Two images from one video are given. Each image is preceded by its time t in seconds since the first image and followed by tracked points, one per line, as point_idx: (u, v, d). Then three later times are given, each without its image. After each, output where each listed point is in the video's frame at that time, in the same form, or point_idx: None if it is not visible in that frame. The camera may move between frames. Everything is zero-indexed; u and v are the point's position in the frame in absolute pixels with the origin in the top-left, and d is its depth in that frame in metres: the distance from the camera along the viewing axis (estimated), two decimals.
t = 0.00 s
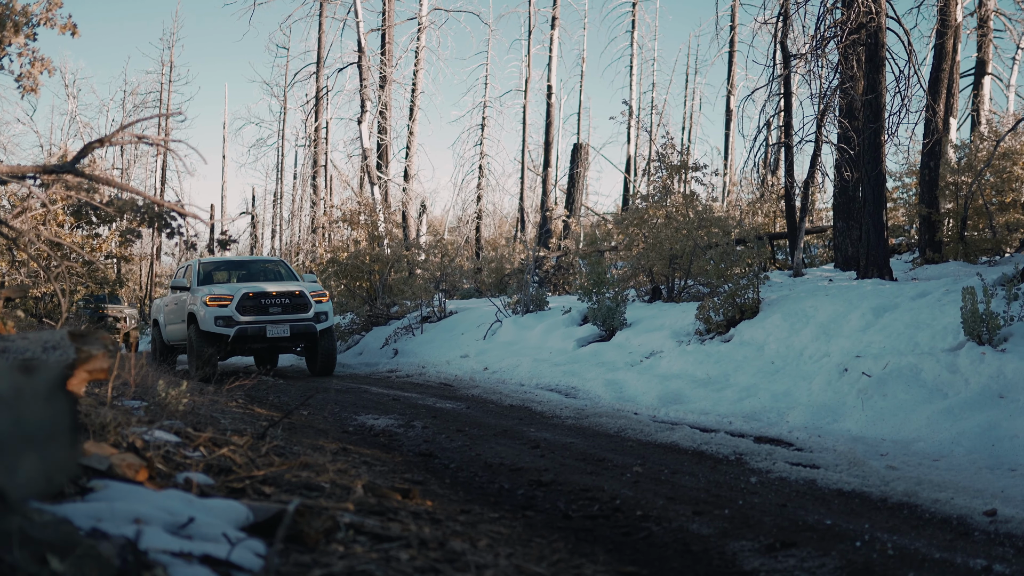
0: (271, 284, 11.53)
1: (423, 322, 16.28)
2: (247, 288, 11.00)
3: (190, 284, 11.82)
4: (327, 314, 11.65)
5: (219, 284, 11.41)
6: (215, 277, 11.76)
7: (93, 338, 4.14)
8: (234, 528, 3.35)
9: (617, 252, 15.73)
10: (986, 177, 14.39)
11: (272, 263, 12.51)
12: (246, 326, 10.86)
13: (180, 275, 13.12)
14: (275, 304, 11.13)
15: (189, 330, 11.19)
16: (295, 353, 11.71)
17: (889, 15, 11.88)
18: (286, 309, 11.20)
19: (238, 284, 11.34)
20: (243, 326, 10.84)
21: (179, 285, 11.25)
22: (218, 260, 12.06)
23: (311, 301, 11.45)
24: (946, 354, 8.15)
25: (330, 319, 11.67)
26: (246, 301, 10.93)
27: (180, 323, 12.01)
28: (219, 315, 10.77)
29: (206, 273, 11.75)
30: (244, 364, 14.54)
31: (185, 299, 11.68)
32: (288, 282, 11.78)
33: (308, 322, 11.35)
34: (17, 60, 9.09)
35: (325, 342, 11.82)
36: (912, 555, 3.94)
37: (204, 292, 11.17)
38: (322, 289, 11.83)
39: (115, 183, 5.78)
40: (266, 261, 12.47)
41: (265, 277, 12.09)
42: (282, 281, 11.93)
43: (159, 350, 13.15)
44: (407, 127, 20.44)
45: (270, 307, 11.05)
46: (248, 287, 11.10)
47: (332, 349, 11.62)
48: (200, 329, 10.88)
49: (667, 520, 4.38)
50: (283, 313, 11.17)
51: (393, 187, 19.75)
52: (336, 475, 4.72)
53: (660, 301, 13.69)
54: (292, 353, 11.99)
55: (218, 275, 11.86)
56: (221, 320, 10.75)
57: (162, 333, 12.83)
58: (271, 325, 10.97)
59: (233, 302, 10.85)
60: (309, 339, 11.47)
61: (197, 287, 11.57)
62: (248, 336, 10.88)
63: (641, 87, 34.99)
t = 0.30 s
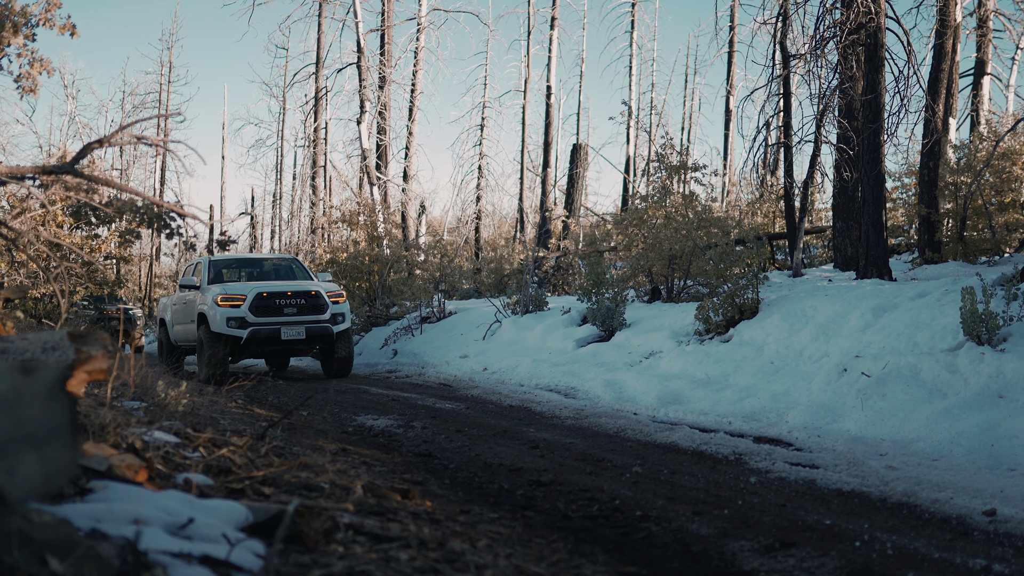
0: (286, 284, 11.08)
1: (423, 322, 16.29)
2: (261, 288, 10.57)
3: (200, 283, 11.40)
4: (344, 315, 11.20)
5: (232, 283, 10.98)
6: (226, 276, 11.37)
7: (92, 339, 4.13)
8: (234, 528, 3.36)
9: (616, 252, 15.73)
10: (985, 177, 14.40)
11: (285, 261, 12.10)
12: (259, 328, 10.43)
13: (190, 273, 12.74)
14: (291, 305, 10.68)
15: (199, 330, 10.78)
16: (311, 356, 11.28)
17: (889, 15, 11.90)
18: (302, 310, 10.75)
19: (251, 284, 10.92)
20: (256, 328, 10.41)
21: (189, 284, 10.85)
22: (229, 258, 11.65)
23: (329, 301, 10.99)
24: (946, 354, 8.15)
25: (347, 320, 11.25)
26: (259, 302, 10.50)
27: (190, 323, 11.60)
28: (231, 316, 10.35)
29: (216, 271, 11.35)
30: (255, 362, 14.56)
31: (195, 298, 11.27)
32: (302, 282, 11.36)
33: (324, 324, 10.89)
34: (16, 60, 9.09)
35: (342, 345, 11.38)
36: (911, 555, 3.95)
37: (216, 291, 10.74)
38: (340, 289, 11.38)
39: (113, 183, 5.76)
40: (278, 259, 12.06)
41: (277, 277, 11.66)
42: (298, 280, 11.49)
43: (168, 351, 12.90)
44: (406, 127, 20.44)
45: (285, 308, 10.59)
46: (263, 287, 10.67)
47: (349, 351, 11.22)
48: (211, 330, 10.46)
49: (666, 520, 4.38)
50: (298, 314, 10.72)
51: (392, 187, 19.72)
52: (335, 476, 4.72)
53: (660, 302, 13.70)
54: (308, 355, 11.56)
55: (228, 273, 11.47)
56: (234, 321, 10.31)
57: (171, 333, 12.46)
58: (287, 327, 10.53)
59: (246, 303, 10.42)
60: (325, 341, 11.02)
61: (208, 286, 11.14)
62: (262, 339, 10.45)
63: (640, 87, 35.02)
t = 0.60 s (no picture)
0: (298, 280, 10.80)
1: (422, 323, 16.29)
2: (272, 285, 10.29)
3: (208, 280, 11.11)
4: (359, 312, 10.92)
5: (241, 281, 10.69)
6: (235, 272, 11.13)
7: (91, 339, 4.13)
8: (233, 529, 3.36)
9: (615, 253, 15.74)
10: (984, 177, 14.39)
11: (295, 257, 11.87)
12: (272, 326, 10.15)
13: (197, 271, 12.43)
14: (304, 302, 10.41)
15: (208, 331, 10.47)
16: (326, 354, 11.01)
17: (888, 15, 11.91)
18: (315, 308, 10.48)
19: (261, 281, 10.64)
20: (269, 327, 10.14)
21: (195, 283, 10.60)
22: (239, 254, 11.42)
23: (343, 298, 10.73)
24: (945, 354, 8.16)
25: (362, 318, 10.94)
26: (271, 299, 10.23)
27: (197, 323, 11.26)
28: (242, 315, 10.06)
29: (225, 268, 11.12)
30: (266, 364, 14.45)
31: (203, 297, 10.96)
32: (315, 278, 11.09)
33: (339, 321, 10.63)
34: (15, 60, 9.08)
35: (357, 342, 11.10)
36: (911, 555, 3.95)
37: (224, 289, 10.44)
38: (353, 285, 11.10)
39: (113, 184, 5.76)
40: (288, 256, 11.84)
41: (289, 273, 11.40)
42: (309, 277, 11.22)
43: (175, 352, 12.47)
44: (406, 128, 20.45)
45: (297, 305, 10.33)
46: (273, 284, 10.40)
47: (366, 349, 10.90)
48: (221, 330, 10.16)
49: (664, 520, 4.38)
50: (312, 311, 10.45)
51: (391, 187, 19.70)
52: (334, 476, 4.72)
53: (659, 302, 13.70)
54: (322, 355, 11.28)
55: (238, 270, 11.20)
56: (244, 319, 10.02)
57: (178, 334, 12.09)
58: (300, 325, 10.24)
59: (257, 301, 10.14)
60: (340, 340, 10.72)
61: (215, 284, 10.84)
62: (274, 338, 10.17)
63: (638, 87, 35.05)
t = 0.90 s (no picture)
0: (314, 277, 10.35)
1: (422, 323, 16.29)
2: (286, 282, 9.85)
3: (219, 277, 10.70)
4: (377, 312, 10.46)
5: (254, 277, 10.25)
6: (246, 268, 10.76)
7: (90, 339, 4.13)
8: (232, 529, 3.36)
9: (615, 253, 15.74)
10: (983, 177, 14.38)
11: (310, 252, 11.50)
12: (286, 325, 9.70)
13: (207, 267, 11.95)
14: (320, 300, 9.95)
15: (219, 329, 10.04)
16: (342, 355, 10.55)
17: (886, 15, 11.91)
18: (331, 306, 10.02)
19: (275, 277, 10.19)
20: (283, 326, 9.69)
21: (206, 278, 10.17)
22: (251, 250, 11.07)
23: (361, 297, 10.27)
24: (944, 354, 8.17)
25: (382, 318, 10.45)
26: (285, 297, 9.77)
27: (207, 322, 10.79)
28: (254, 313, 9.63)
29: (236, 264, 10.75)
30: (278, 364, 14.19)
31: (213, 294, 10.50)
32: (332, 275, 10.64)
33: (356, 320, 10.16)
34: (14, 61, 9.07)
35: (375, 344, 10.65)
36: (910, 555, 3.95)
37: (236, 285, 10.01)
38: (372, 283, 10.64)
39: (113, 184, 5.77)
40: (302, 252, 11.49)
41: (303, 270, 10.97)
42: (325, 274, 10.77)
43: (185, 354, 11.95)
44: (405, 128, 20.44)
45: (313, 303, 9.87)
46: (288, 280, 9.94)
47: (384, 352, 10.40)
48: (233, 329, 9.73)
49: (664, 521, 4.38)
50: (328, 310, 9.99)
51: (390, 188, 19.68)
52: (334, 476, 4.72)
53: (659, 302, 13.70)
54: (338, 357, 10.82)
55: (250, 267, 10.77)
56: (256, 317, 9.59)
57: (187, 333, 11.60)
58: (315, 324, 9.78)
59: (270, 298, 9.70)
60: (357, 341, 10.25)
61: (227, 281, 10.41)
62: (288, 337, 9.72)
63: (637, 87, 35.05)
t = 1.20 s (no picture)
0: (332, 274, 10.04)
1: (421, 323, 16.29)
2: (303, 279, 9.55)
3: (231, 274, 10.40)
4: (398, 312, 10.13)
5: (268, 274, 9.96)
6: (260, 265, 10.40)
7: (91, 340, 4.12)
8: (231, 530, 3.36)
9: (614, 253, 15.74)
10: (983, 177, 14.38)
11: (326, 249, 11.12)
12: (302, 325, 9.40)
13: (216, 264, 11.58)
14: (338, 299, 9.64)
15: (231, 328, 9.79)
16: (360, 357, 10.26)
17: (886, 16, 11.90)
18: (350, 305, 9.72)
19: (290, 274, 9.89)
20: (298, 325, 9.39)
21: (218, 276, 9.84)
22: (264, 247, 10.76)
23: (380, 295, 9.95)
24: (943, 354, 8.17)
25: (402, 319, 10.14)
26: (301, 294, 9.47)
27: (219, 320, 10.48)
28: (269, 311, 9.35)
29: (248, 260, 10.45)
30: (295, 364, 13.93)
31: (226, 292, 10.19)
32: (350, 273, 10.33)
33: (376, 320, 9.84)
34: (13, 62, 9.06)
35: (395, 345, 10.37)
36: (910, 555, 3.96)
37: (250, 282, 9.72)
38: (392, 282, 10.32)
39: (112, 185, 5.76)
40: (318, 249, 11.16)
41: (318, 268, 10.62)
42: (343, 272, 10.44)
43: (195, 354, 11.51)
44: (404, 129, 20.42)
45: (331, 302, 9.57)
46: (305, 278, 9.64)
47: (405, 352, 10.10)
48: (246, 327, 9.45)
49: (663, 521, 4.39)
50: (347, 309, 9.68)
51: (390, 188, 19.66)
52: (334, 477, 4.72)
53: (658, 302, 13.70)
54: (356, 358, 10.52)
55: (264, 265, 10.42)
56: (271, 316, 9.31)
57: (196, 333, 11.25)
58: (333, 324, 9.47)
59: (286, 296, 9.41)
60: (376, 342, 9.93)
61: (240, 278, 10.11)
62: (304, 337, 9.43)
63: (637, 87, 35.04)
